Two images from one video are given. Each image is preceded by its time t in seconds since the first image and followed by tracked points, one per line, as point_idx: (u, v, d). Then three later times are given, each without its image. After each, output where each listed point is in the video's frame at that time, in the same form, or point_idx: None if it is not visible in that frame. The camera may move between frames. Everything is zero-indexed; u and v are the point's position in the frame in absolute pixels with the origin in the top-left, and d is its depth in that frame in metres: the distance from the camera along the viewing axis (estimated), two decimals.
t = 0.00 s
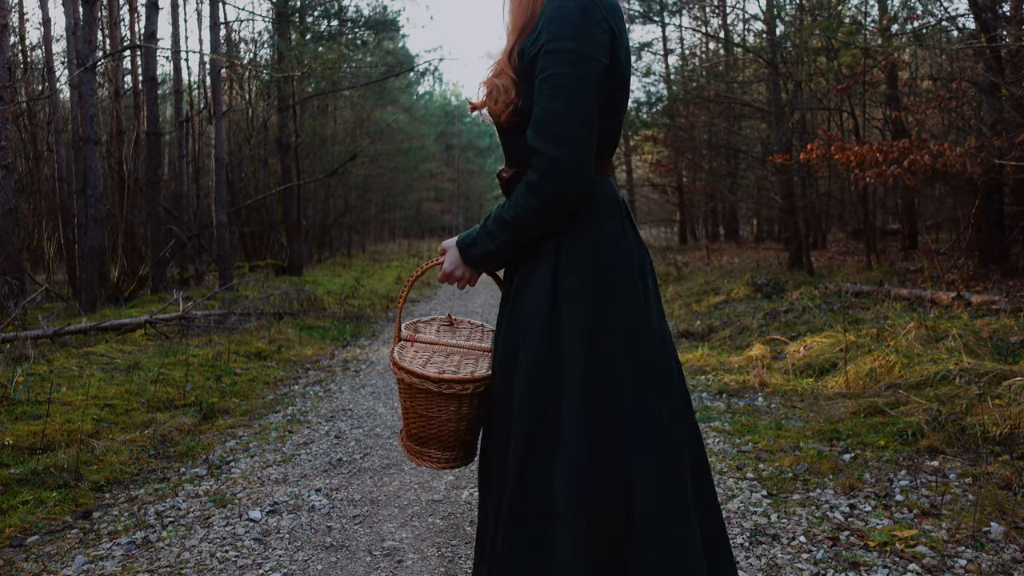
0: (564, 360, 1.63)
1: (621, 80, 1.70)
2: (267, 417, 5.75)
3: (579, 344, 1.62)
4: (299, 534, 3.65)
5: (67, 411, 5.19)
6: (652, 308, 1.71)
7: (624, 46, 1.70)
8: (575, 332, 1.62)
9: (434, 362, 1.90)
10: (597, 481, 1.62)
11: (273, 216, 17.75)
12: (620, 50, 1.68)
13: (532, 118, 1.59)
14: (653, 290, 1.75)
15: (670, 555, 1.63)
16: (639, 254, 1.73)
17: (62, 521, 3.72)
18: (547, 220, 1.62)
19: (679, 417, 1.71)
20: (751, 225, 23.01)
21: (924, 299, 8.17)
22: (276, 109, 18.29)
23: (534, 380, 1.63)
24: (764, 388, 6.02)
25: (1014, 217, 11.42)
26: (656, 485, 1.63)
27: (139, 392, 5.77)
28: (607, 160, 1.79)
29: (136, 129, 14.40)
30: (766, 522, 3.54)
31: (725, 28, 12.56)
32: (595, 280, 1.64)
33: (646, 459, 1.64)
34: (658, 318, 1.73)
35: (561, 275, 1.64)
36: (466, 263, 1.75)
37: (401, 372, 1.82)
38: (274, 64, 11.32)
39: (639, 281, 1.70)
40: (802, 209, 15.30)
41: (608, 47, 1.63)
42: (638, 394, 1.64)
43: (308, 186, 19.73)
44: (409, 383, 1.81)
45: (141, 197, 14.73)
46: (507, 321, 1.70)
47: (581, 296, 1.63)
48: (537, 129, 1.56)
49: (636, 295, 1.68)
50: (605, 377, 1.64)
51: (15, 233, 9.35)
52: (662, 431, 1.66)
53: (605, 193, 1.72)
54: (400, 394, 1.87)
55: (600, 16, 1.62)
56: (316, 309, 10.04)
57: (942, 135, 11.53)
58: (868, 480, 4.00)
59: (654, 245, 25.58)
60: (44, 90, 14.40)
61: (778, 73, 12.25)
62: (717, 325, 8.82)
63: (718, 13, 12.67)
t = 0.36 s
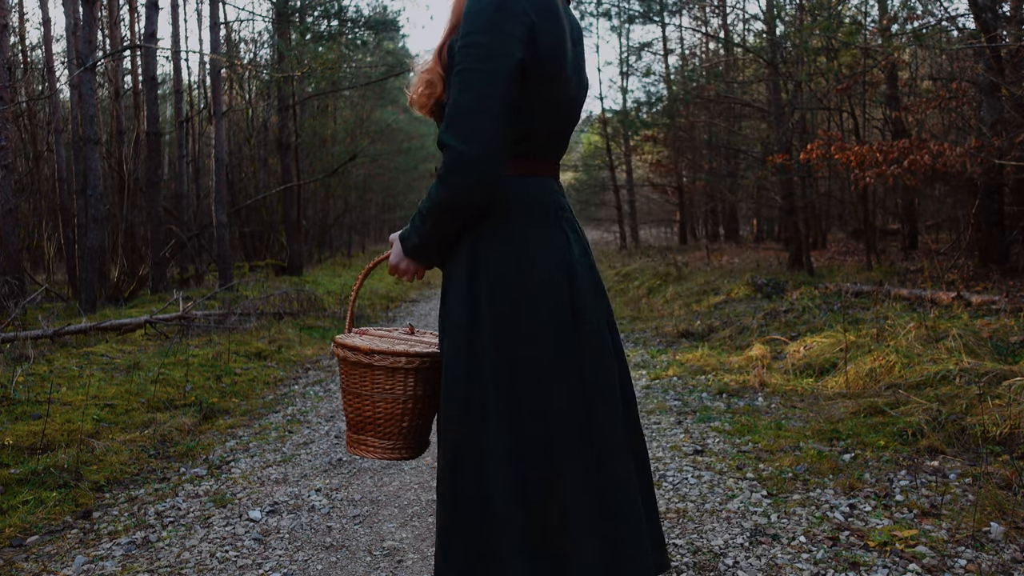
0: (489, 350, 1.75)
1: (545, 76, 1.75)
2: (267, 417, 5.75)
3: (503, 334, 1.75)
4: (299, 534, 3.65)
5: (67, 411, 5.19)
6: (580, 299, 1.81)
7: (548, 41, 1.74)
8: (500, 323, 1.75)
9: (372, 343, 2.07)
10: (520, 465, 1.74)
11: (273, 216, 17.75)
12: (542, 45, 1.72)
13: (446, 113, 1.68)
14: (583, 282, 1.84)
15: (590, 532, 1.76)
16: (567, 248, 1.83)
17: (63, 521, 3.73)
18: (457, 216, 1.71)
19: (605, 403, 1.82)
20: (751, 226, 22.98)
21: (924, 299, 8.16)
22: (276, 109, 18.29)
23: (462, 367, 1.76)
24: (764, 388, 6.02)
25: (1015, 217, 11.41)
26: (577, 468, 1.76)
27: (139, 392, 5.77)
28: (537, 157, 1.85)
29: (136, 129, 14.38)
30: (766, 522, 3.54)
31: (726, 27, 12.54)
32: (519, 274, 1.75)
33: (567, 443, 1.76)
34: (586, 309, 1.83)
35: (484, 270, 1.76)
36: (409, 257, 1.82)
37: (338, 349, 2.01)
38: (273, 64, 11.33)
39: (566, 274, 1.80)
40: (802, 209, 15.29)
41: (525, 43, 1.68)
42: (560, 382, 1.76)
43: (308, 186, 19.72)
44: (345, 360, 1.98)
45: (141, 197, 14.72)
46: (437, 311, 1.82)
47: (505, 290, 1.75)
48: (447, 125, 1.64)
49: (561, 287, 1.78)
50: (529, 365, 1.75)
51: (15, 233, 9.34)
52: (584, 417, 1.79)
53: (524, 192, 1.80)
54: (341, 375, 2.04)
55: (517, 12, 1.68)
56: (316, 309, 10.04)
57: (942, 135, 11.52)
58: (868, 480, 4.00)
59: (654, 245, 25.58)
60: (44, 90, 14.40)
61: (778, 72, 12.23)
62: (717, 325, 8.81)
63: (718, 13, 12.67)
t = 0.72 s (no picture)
0: (427, 346, 1.66)
1: (474, 71, 1.65)
2: (267, 417, 5.75)
3: (443, 331, 1.66)
4: (299, 534, 3.65)
5: (67, 410, 5.19)
6: (526, 301, 1.71)
7: (476, 37, 1.65)
8: (439, 317, 1.66)
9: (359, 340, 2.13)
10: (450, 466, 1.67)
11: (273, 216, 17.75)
12: (465, 41, 1.64)
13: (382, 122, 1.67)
14: (535, 280, 1.74)
15: (516, 546, 1.67)
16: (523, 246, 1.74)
17: (62, 521, 3.72)
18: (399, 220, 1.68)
19: (548, 409, 1.73)
20: (751, 225, 22.98)
21: (924, 299, 8.17)
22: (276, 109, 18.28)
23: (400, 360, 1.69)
24: (764, 388, 6.03)
25: (1014, 217, 11.42)
26: (510, 476, 1.67)
27: (139, 392, 5.77)
28: (493, 155, 1.75)
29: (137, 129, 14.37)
30: (766, 522, 3.54)
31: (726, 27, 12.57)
32: (463, 268, 1.67)
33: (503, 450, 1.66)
34: (536, 310, 1.73)
35: (429, 263, 1.68)
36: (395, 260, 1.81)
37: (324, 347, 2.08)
38: (274, 64, 11.33)
39: (515, 271, 1.70)
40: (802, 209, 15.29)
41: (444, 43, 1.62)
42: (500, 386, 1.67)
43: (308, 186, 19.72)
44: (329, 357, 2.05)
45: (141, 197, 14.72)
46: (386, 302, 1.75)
47: (447, 283, 1.66)
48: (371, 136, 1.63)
49: (508, 286, 1.69)
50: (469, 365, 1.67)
51: (15, 233, 9.34)
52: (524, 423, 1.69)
53: (473, 192, 1.72)
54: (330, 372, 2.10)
55: (435, 12, 1.62)
56: (316, 309, 10.03)
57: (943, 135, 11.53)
58: (868, 480, 3.99)
59: (654, 244, 25.59)
60: (44, 90, 14.40)
61: (778, 72, 12.23)
62: (717, 325, 8.82)
63: (718, 13, 12.68)
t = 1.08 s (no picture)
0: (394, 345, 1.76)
1: (429, 74, 1.72)
2: (267, 417, 5.75)
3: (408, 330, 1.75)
4: (298, 534, 3.64)
5: (67, 411, 5.19)
6: (489, 300, 1.77)
7: (432, 38, 1.71)
8: (404, 318, 1.76)
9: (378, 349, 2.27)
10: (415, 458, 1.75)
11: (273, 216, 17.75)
12: (420, 44, 1.70)
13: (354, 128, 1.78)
14: (501, 282, 1.79)
15: (480, 541, 1.73)
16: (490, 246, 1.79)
17: (62, 521, 3.72)
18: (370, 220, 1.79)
19: (512, 408, 1.78)
20: (751, 225, 22.97)
21: (924, 299, 8.17)
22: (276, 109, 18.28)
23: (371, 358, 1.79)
24: (764, 388, 6.03)
25: (1015, 217, 11.42)
26: (474, 472, 1.73)
27: (139, 392, 5.77)
28: (467, 152, 1.81)
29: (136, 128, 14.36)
30: (766, 522, 3.54)
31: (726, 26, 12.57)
32: (427, 270, 1.75)
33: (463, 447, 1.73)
34: (501, 310, 1.78)
35: (398, 266, 1.78)
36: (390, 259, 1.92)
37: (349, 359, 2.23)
38: (273, 64, 11.33)
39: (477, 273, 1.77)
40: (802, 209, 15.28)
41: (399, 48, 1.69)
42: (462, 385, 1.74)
43: (308, 186, 19.71)
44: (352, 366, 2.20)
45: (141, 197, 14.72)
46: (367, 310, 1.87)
47: (412, 285, 1.76)
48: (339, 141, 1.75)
49: (469, 288, 1.76)
50: (430, 363, 1.75)
51: (15, 233, 9.34)
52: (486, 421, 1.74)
53: (442, 192, 1.80)
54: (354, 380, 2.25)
55: (391, 19, 1.70)
56: (316, 309, 10.03)
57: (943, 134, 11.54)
58: (868, 480, 3.99)
59: (654, 244, 25.59)
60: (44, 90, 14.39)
61: (778, 72, 12.23)
62: (717, 325, 8.82)
63: (718, 13, 12.68)
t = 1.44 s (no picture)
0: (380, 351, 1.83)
1: (416, 85, 1.74)
2: (267, 417, 5.75)
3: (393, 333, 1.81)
4: (299, 534, 3.64)
5: (67, 410, 5.19)
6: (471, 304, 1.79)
7: (420, 50, 1.73)
8: (390, 321, 1.82)
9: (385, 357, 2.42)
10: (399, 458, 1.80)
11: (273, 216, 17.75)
12: (405, 58, 1.72)
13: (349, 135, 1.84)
14: (483, 284, 1.79)
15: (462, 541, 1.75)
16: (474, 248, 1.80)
17: (62, 521, 3.72)
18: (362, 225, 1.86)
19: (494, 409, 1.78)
20: (751, 225, 22.95)
21: (924, 299, 8.17)
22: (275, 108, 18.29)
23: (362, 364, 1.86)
24: (764, 388, 6.04)
25: (1015, 217, 11.42)
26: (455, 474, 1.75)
27: (139, 392, 5.77)
28: (460, 160, 1.84)
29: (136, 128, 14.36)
30: (766, 522, 3.54)
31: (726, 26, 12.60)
32: (412, 275, 1.81)
33: (442, 449, 1.75)
34: (481, 312, 1.79)
35: (388, 274, 1.83)
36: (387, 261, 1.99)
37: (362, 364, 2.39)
38: (273, 64, 11.34)
39: (457, 275, 1.79)
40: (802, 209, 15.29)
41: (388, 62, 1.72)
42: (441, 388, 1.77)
43: (308, 185, 19.72)
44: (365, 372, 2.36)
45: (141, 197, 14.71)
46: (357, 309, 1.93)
47: (400, 290, 1.81)
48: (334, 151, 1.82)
49: (446, 291, 1.78)
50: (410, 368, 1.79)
51: (15, 233, 9.34)
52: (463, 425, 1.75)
53: (433, 199, 1.84)
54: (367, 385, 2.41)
55: (380, 33, 1.73)
56: (316, 309, 10.03)
57: (942, 135, 11.55)
58: (868, 480, 4.00)
59: (654, 244, 25.60)
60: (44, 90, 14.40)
61: (778, 72, 12.25)
62: (717, 325, 8.83)
63: (718, 13, 12.69)
